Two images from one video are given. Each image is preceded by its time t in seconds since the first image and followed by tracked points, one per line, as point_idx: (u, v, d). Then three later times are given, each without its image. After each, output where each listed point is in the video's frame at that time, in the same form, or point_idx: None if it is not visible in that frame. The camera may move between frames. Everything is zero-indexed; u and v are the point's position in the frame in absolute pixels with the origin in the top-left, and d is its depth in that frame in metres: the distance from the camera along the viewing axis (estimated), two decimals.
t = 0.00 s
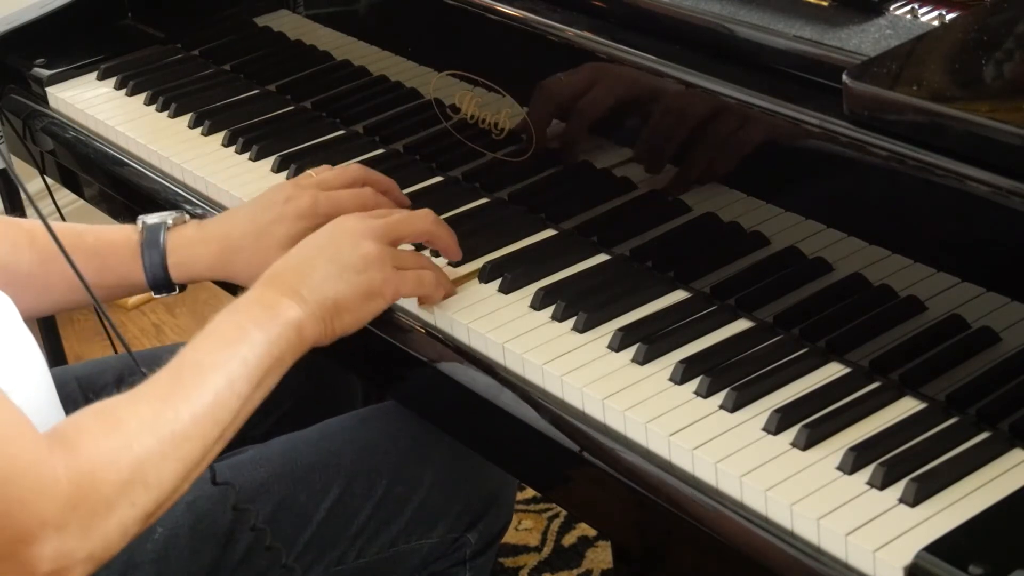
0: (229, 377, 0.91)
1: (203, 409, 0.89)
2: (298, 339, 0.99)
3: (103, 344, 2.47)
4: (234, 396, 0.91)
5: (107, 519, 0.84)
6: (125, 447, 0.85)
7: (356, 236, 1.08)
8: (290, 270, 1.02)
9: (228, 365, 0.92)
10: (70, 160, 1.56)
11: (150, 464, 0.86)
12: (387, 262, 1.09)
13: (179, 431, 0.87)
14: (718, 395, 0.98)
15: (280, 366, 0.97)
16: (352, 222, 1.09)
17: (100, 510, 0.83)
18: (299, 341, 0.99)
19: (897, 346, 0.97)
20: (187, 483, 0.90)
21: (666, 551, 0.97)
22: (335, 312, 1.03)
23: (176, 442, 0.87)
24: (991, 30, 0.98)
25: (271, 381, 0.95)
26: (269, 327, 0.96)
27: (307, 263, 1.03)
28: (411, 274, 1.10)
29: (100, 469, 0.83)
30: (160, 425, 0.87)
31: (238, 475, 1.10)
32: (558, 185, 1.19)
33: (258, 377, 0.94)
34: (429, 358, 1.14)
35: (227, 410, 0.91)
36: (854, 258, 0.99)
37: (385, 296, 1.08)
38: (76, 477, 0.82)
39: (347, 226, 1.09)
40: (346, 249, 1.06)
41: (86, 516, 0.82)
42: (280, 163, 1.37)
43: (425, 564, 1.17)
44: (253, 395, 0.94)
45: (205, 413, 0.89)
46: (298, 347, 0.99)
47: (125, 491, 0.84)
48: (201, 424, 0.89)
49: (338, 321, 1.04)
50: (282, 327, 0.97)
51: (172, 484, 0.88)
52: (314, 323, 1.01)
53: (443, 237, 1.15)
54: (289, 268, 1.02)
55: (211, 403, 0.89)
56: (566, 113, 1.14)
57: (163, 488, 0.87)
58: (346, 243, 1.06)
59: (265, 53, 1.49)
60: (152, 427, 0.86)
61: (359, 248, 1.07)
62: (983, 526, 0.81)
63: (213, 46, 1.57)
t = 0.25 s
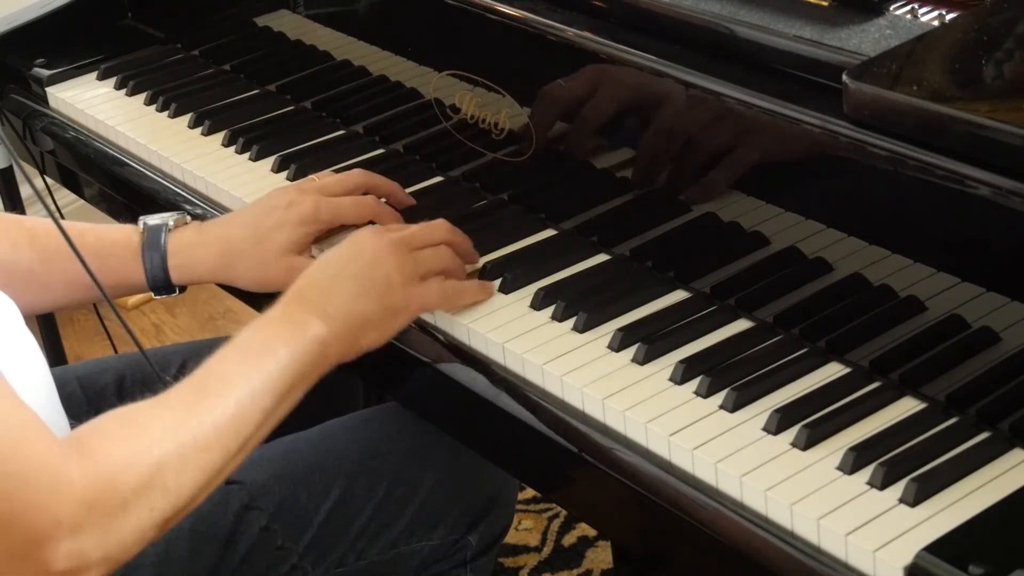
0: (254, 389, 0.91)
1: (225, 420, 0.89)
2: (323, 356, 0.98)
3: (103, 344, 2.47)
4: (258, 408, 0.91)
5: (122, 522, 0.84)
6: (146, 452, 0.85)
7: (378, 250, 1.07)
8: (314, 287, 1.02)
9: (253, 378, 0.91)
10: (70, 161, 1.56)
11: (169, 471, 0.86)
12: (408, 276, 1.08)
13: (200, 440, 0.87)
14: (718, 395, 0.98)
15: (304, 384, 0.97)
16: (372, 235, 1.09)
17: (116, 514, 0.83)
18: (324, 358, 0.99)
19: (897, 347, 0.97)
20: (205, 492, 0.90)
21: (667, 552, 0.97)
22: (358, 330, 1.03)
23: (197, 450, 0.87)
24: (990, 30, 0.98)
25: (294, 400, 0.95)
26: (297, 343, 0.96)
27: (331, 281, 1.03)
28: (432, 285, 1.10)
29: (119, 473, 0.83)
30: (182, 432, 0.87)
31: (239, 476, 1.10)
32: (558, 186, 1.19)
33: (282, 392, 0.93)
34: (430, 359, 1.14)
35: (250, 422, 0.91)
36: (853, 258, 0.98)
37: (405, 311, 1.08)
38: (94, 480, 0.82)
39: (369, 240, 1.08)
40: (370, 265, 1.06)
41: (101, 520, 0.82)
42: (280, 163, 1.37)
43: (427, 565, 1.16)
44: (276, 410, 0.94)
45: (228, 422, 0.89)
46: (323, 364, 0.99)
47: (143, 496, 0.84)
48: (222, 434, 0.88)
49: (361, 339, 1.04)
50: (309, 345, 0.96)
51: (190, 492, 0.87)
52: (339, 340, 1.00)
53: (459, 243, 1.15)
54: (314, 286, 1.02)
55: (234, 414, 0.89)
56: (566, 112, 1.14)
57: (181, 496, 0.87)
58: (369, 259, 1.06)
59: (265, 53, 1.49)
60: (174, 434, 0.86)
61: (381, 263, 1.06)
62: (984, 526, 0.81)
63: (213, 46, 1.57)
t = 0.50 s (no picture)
0: (242, 411, 0.91)
1: (213, 442, 0.88)
2: (309, 382, 0.98)
3: (103, 344, 2.47)
4: (246, 432, 0.91)
5: (109, 540, 0.84)
6: (132, 472, 0.85)
7: (367, 271, 1.06)
8: (300, 313, 1.01)
9: (241, 402, 0.91)
10: (70, 160, 1.56)
11: (155, 491, 0.86)
12: (398, 294, 1.07)
13: (187, 462, 0.87)
14: (718, 395, 0.98)
15: (291, 409, 0.96)
16: (362, 255, 1.08)
17: (102, 532, 0.83)
18: (311, 384, 0.98)
19: (897, 346, 0.97)
20: (193, 513, 0.90)
21: (667, 552, 0.97)
22: (347, 355, 1.02)
23: (183, 472, 0.87)
24: (991, 30, 0.98)
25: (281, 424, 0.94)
26: (284, 370, 0.95)
27: (317, 306, 1.02)
28: (422, 303, 1.09)
29: (105, 493, 0.83)
30: (168, 453, 0.86)
31: (238, 475, 1.10)
32: (557, 186, 1.19)
33: (269, 416, 0.93)
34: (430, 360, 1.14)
35: (238, 445, 0.90)
36: (853, 258, 0.98)
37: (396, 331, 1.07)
38: (81, 499, 0.82)
39: (356, 260, 1.07)
40: (359, 288, 1.04)
41: (87, 538, 0.83)
42: (280, 163, 1.37)
43: (425, 565, 1.16)
44: (263, 434, 0.93)
45: (215, 445, 0.88)
46: (310, 388, 0.98)
47: (128, 515, 0.85)
48: (209, 457, 0.88)
49: (351, 362, 1.03)
50: (296, 371, 0.96)
51: (176, 513, 0.87)
52: (326, 366, 1.00)
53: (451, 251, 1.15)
54: (302, 310, 1.01)
55: (222, 435, 0.89)
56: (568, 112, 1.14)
57: (167, 517, 0.87)
58: (356, 280, 1.05)
59: (265, 53, 1.49)
60: (161, 454, 0.86)
61: (368, 284, 1.05)
62: (984, 526, 0.81)
63: (213, 46, 1.57)
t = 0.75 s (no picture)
0: (254, 391, 0.91)
1: (226, 425, 0.89)
2: (321, 360, 0.99)
3: (103, 344, 2.47)
4: (257, 414, 0.91)
5: (124, 525, 0.84)
6: (146, 456, 0.85)
7: (374, 255, 1.08)
8: (309, 293, 1.02)
9: (253, 384, 0.91)
10: (70, 161, 1.56)
11: (169, 474, 0.86)
12: (406, 276, 1.09)
13: (200, 445, 0.87)
14: (718, 395, 0.98)
15: (302, 387, 0.97)
16: (368, 240, 1.09)
17: (116, 518, 0.83)
18: (322, 363, 0.99)
19: (896, 347, 0.97)
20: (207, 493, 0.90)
21: (667, 553, 0.97)
22: (357, 334, 1.03)
23: (197, 454, 0.87)
24: (990, 30, 0.98)
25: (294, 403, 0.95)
26: (295, 348, 0.96)
27: (325, 286, 1.03)
28: (429, 286, 1.10)
29: (119, 479, 0.83)
30: (181, 436, 0.86)
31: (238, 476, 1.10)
32: (557, 186, 1.19)
33: (282, 396, 0.94)
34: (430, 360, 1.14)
35: (249, 427, 0.91)
36: (853, 258, 0.98)
37: (405, 314, 1.08)
38: (95, 485, 0.82)
39: (364, 243, 1.09)
40: (366, 269, 1.06)
41: (102, 524, 0.82)
42: (280, 163, 1.37)
43: (425, 566, 1.16)
44: (274, 415, 0.94)
45: (228, 426, 0.89)
46: (321, 368, 0.99)
47: (142, 501, 0.85)
48: (222, 439, 0.88)
49: (361, 342, 1.04)
50: (307, 349, 0.97)
51: (190, 495, 0.88)
52: (337, 344, 1.01)
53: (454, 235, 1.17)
54: (312, 290, 1.02)
55: (234, 416, 0.89)
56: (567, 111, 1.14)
57: (181, 499, 0.87)
58: (363, 262, 1.06)
59: (265, 53, 1.49)
60: (174, 437, 0.86)
61: (376, 266, 1.07)
62: (984, 526, 0.81)
63: (213, 46, 1.57)
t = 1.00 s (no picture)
0: (249, 385, 0.92)
1: (222, 419, 0.89)
2: (314, 354, 1.00)
3: (103, 344, 2.47)
4: (253, 406, 0.92)
5: (123, 523, 0.84)
6: (144, 451, 0.85)
7: (369, 248, 1.08)
8: (304, 287, 1.03)
9: (248, 377, 0.92)
10: (70, 161, 1.56)
11: (168, 468, 0.86)
12: (403, 272, 1.09)
13: (197, 439, 0.87)
14: (718, 395, 0.98)
15: (296, 382, 0.98)
16: (364, 232, 1.10)
17: (117, 515, 0.83)
18: (317, 354, 1.00)
19: (897, 347, 0.97)
20: (205, 487, 0.90)
21: (667, 552, 0.97)
22: (350, 329, 1.04)
23: (194, 449, 0.87)
24: (991, 30, 0.98)
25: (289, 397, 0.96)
26: (289, 340, 0.97)
27: (321, 281, 1.04)
28: (427, 282, 1.10)
29: (119, 475, 0.83)
30: (179, 430, 0.87)
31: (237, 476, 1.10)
32: (557, 186, 1.19)
33: (278, 387, 0.95)
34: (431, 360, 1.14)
35: (245, 421, 0.91)
36: (854, 258, 0.98)
37: (401, 306, 1.09)
38: (95, 482, 0.81)
39: (362, 237, 1.09)
40: (360, 263, 1.07)
41: (103, 521, 0.82)
42: (280, 163, 1.37)
43: (425, 566, 1.16)
44: (270, 407, 0.95)
45: (224, 420, 0.89)
46: (316, 359, 1.00)
47: (142, 496, 0.84)
48: (218, 433, 0.89)
49: (354, 336, 1.05)
50: (301, 343, 0.98)
51: (189, 489, 0.88)
52: (330, 338, 1.02)
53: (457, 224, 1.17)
54: (307, 283, 1.03)
55: (230, 411, 0.90)
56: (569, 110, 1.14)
57: (180, 493, 0.87)
58: (360, 257, 1.07)
59: (265, 53, 1.49)
60: (172, 432, 0.86)
61: (373, 261, 1.07)
62: (984, 526, 0.81)
63: (213, 46, 1.57)
